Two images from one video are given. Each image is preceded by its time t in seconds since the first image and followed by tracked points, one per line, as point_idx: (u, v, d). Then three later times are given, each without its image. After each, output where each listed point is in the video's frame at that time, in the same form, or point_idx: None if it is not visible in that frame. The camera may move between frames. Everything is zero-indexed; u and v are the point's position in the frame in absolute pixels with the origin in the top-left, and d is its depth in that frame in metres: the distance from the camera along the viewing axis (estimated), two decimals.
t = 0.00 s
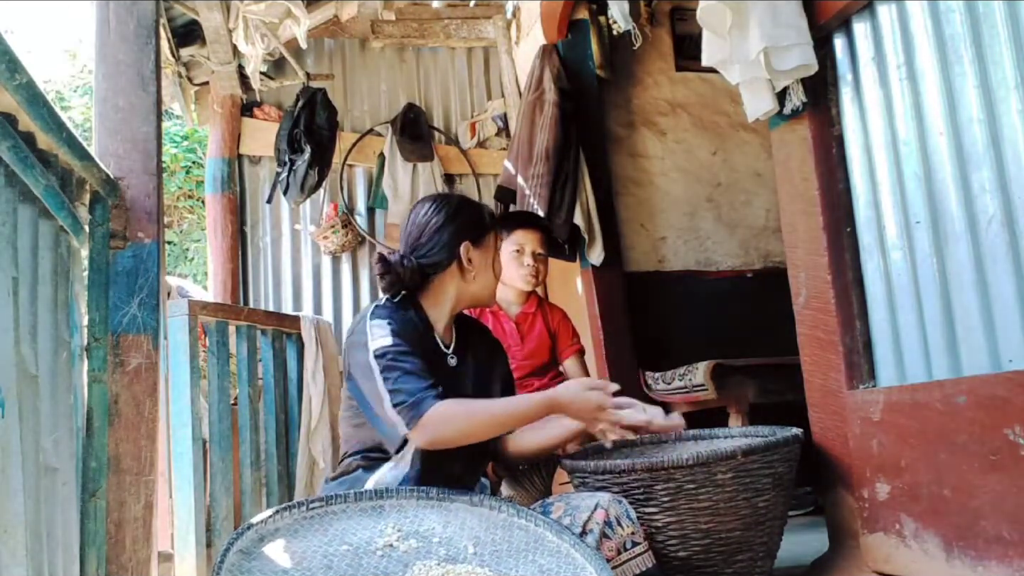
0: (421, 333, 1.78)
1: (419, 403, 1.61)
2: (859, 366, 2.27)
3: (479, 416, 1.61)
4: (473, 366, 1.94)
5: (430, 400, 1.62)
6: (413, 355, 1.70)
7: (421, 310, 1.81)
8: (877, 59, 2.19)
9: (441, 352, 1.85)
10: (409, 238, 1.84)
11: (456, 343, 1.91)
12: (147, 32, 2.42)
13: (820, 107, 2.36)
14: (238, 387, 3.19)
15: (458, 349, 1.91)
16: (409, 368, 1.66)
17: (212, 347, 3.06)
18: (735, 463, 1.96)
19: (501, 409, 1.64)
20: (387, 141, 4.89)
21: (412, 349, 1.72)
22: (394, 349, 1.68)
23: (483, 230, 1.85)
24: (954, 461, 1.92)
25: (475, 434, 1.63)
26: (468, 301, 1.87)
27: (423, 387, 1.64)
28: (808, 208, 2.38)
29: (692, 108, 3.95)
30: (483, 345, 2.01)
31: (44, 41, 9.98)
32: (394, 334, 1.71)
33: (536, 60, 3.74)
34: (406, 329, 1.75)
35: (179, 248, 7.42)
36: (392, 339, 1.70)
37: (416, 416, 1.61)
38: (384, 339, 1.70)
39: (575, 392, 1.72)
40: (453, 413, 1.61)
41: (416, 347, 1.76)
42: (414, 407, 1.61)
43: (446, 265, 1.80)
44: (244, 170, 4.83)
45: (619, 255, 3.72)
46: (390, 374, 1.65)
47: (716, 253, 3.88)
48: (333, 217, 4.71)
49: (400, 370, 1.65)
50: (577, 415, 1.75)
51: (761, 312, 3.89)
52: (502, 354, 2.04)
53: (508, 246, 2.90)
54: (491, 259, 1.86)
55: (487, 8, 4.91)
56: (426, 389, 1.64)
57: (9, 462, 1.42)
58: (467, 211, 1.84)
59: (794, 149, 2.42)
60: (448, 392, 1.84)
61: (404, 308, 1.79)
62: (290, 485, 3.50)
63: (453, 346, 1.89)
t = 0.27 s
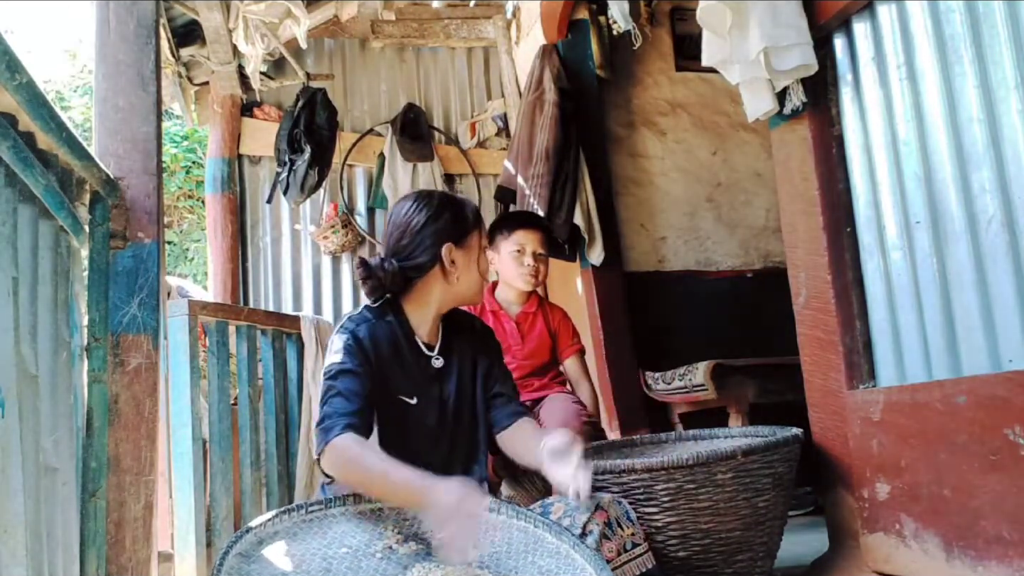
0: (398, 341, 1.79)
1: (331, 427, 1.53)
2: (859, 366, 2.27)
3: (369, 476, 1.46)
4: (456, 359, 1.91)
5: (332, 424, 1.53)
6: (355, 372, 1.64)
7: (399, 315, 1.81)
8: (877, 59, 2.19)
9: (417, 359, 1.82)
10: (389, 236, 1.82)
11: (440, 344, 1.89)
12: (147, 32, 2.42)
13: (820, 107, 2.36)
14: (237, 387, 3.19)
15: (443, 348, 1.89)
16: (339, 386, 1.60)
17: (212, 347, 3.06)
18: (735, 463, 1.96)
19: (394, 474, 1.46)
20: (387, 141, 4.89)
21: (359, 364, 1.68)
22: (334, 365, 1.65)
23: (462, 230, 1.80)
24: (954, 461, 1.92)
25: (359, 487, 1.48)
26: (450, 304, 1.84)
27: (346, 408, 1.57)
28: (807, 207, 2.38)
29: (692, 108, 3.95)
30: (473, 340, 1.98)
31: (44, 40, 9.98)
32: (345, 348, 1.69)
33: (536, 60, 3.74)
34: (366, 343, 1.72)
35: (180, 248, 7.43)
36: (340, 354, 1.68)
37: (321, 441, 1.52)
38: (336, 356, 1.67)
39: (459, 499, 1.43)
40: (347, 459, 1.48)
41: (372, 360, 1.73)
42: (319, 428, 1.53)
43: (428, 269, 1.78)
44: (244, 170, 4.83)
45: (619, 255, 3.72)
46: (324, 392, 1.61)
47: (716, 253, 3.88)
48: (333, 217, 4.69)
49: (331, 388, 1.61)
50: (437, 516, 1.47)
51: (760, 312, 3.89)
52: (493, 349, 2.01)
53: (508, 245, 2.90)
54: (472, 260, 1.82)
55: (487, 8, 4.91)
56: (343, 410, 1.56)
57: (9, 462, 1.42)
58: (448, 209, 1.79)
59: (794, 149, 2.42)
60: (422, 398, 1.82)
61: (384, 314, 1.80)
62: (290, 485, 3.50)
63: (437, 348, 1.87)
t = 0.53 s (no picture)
0: (378, 347, 1.79)
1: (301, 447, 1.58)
2: (859, 366, 2.27)
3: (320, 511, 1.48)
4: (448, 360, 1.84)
5: (301, 440, 1.59)
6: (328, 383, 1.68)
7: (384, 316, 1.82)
8: (877, 59, 2.19)
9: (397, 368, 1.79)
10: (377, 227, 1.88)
11: (433, 347, 1.83)
12: (147, 32, 2.42)
13: (820, 107, 2.36)
14: (237, 387, 3.18)
15: (436, 347, 1.84)
16: (310, 399, 1.64)
17: (212, 347, 3.06)
18: (735, 463, 1.96)
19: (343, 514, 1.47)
20: (387, 141, 4.89)
21: (332, 374, 1.70)
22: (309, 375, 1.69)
23: (424, 217, 1.78)
24: (955, 461, 1.92)
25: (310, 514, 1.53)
26: (418, 299, 1.79)
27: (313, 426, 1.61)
28: (807, 207, 2.38)
29: (692, 108, 3.95)
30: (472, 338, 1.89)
31: (44, 40, 9.98)
32: (320, 358, 1.71)
33: (536, 60, 3.74)
34: (344, 352, 1.75)
35: (180, 248, 7.43)
36: (315, 363, 1.70)
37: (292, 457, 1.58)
38: (312, 366, 1.71)
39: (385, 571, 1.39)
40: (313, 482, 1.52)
41: (347, 369, 1.74)
42: (290, 443, 1.59)
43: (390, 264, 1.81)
44: (244, 170, 4.83)
45: (619, 255, 3.72)
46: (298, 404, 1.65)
47: (716, 253, 3.88)
48: (333, 217, 4.65)
49: (303, 400, 1.65)
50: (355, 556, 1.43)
51: (760, 312, 3.89)
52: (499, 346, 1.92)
53: (508, 245, 2.89)
54: (431, 249, 1.76)
55: (487, 8, 4.92)
56: (313, 426, 1.61)
57: (9, 462, 1.42)
58: (414, 197, 1.82)
59: (795, 149, 2.42)
60: (402, 407, 1.78)
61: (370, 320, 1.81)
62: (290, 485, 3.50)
63: (426, 351, 1.82)
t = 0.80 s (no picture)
0: (374, 348, 1.75)
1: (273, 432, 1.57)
2: (859, 366, 2.27)
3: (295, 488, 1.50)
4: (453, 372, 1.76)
5: (272, 426, 1.58)
6: (313, 378, 1.67)
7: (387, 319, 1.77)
8: (877, 59, 2.19)
9: (393, 373, 1.73)
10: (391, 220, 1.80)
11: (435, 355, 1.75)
12: (147, 32, 2.42)
13: (820, 107, 2.36)
14: (237, 387, 3.18)
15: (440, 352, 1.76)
16: (292, 389, 1.64)
17: (212, 347, 3.06)
18: (735, 463, 1.96)
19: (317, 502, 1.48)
20: (387, 141, 4.89)
21: (320, 370, 1.69)
22: (298, 366, 1.69)
23: (403, 219, 1.68)
24: (955, 461, 1.92)
25: (290, 507, 1.53)
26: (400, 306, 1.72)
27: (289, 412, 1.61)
28: (808, 207, 2.38)
29: (692, 108, 3.95)
30: (472, 344, 1.80)
31: (44, 40, 9.98)
32: (312, 351, 1.71)
33: (536, 60, 3.74)
34: (338, 350, 1.73)
35: (180, 248, 7.43)
36: (307, 357, 1.71)
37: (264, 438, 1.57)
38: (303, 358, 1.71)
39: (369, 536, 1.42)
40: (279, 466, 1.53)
41: (337, 368, 1.72)
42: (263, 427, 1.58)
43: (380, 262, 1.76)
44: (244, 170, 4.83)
45: (619, 255, 3.72)
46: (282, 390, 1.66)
47: (716, 253, 3.88)
48: (333, 217, 4.72)
49: (288, 390, 1.65)
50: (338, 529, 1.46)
51: (760, 312, 3.89)
52: (505, 349, 1.82)
53: (507, 245, 2.89)
54: (403, 255, 1.67)
55: (487, 8, 4.92)
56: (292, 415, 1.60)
57: (9, 462, 1.42)
58: (409, 196, 1.71)
59: (795, 149, 2.42)
60: (394, 410, 1.71)
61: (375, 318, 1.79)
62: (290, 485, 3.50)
63: (426, 359, 1.75)
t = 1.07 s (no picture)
0: (390, 366, 1.65)
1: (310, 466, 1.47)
2: (859, 366, 2.27)
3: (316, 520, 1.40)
4: (458, 388, 1.66)
5: (311, 457, 1.48)
6: (336, 398, 1.55)
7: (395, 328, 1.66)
8: (877, 59, 2.19)
9: (405, 394, 1.64)
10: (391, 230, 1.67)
11: (441, 371, 1.66)
12: (148, 32, 2.42)
13: (820, 107, 2.36)
14: (237, 387, 3.18)
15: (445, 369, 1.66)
16: (319, 412, 1.53)
17: (212, 347, 3.06)
18: (735, 463, 1.96)
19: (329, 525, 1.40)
20: (387, 141, 4.89)
21: (343, 389, 1.57)
22: (319, 385, 1.56)
23: (400, 235, 1.55)
24: (955, 461, 1.92)
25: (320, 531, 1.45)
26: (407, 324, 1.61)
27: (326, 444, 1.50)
28: (808, 207, 2.38)
29: (692, 108, 3.95)
30: (477, 356, 1.70)
31: (44, 40, 9.98)
32: (332, 368, 1.58)
33: (536, 60, 3.74)
34: (357, 365, 1.61)
35: (180, 248, 7.44)
36: (326, 373, 1.58)
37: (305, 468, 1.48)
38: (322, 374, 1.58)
39: None
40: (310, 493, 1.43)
41: (357, 385, 1.61)
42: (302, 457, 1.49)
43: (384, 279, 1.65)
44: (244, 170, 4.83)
45: (619, 255, 3.72)
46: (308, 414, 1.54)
47: (716, 253, 3.88)
48: (334, 217, 4.73)
49: (311, 412, 1.54)
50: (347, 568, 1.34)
51: (760, 312, 3.89)
52: (512, 362, 1.71)
53: (508, 246, 2.89)
54: (400, 274, 1.55)
55: (487, 8, 4.92)
56: (322, 442, 1.50)
57: (9, 462, 1.42)
58: (406, 210, 1.58)
59: (795, 149, 2.42)
60: (402, 426, 1.64)
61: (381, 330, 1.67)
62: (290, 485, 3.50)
63: (432, 375, 1.65)
